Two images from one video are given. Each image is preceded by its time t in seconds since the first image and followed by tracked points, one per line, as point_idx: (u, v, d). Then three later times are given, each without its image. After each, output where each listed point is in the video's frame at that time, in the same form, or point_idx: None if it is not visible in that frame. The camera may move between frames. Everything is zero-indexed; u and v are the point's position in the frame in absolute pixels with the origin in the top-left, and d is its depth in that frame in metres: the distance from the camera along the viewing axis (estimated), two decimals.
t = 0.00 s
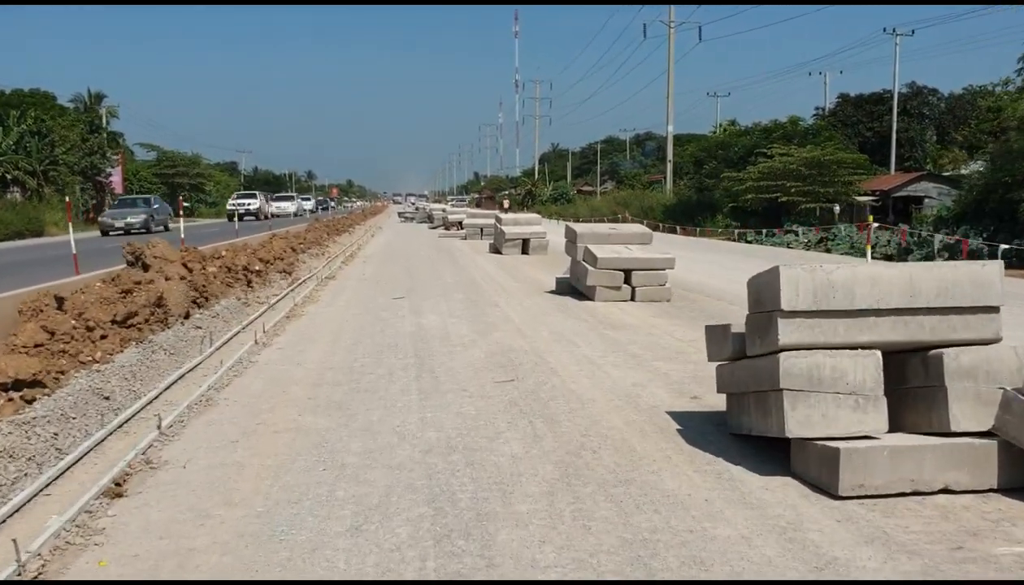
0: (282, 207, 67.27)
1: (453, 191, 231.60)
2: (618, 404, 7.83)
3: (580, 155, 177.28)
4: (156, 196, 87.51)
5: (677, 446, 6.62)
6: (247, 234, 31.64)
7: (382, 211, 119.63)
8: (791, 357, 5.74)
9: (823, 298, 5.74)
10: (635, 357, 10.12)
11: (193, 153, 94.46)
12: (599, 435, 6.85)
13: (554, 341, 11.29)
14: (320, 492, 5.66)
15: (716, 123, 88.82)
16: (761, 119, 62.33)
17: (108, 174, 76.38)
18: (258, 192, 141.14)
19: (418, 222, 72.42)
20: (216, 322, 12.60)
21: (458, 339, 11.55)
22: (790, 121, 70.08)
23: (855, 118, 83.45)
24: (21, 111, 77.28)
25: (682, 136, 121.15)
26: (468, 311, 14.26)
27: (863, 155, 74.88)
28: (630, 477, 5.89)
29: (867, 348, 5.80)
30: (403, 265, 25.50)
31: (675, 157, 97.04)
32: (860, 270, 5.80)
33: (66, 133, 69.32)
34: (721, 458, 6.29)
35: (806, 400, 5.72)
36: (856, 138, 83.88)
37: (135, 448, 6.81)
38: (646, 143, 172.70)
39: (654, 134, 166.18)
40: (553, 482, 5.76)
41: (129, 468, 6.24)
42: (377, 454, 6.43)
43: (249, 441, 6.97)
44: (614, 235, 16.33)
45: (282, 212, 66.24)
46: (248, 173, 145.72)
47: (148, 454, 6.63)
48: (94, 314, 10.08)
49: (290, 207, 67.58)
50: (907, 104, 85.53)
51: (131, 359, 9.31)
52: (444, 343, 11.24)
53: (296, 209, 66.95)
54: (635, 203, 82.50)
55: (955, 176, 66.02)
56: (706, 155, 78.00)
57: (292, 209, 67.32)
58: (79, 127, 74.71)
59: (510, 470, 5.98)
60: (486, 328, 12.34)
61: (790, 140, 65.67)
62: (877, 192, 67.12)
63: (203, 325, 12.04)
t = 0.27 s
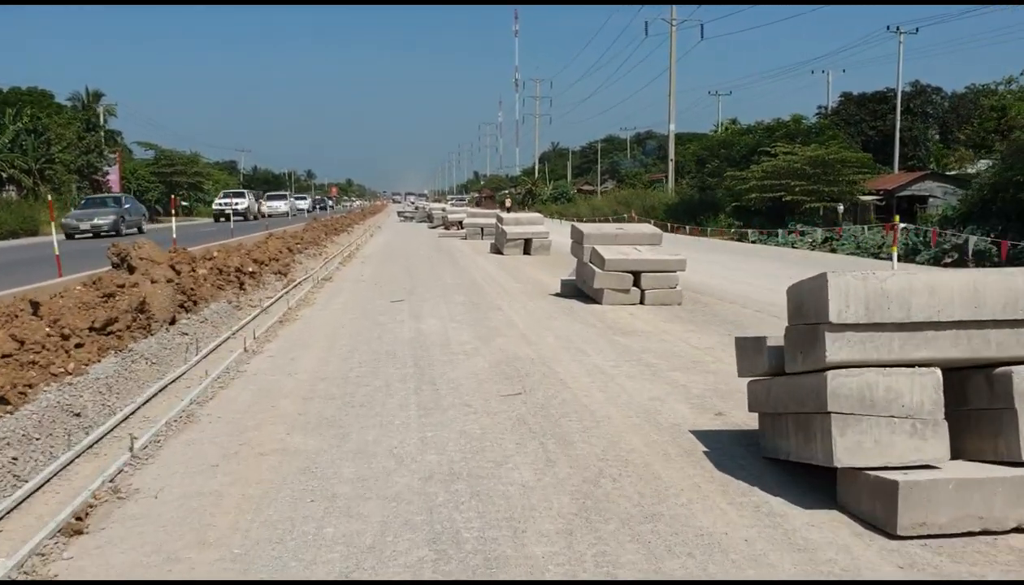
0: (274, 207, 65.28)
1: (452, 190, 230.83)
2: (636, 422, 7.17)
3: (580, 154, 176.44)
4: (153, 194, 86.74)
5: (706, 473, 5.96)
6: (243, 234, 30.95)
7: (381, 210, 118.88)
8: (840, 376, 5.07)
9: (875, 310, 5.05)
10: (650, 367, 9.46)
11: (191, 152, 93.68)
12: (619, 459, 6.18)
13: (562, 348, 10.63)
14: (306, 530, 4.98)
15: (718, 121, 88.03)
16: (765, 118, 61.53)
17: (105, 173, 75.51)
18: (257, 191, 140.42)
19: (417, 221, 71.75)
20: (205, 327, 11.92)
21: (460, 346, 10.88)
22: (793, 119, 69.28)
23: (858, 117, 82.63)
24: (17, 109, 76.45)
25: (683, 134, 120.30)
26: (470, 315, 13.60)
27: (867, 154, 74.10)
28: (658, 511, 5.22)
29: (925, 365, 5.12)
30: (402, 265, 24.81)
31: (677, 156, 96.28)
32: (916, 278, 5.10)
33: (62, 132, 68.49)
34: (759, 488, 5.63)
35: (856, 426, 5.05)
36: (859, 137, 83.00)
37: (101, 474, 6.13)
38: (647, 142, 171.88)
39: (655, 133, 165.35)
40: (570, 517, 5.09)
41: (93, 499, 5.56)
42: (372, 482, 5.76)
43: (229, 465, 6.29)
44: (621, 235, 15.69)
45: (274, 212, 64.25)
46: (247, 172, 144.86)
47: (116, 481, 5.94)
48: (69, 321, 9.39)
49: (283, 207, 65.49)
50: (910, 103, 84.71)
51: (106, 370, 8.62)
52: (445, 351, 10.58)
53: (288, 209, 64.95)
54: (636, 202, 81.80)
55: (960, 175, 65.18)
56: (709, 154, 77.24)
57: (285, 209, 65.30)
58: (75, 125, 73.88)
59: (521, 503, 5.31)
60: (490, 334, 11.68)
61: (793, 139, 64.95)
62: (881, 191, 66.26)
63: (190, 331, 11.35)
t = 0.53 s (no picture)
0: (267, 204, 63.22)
1: (453, 189, 230.10)
2: (661, 447, 6.51)
3: (581, 153, 175.62)
4: (153, 192, 86.06)
5: (745, 508, 5.29)
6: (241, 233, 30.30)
7: (381, 209, 118.20)
8: (908, 404, 4.40)
9: (949, 328, 4.39)
10: (670, 381, 8.80)
11: (191, 150, 92.98)
12: (646, 491, 5.52)
13: (575, 358, 9.97)
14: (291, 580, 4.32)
15: (721, 121, 87.26)
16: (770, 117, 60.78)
17: (103, 171, 74.65)
18: (257, 190, 139.82)
19: (419, 220, 71.09)
20: (194, 333, 11.22)
21: (465, 354, 10.22)
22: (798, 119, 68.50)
23: (862, 117, 81.68)
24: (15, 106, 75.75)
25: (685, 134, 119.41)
26: (474, 320, 12.92)
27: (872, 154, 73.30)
28: (697, 556, 4.56)
29: (1005, 391, 4.46)
30: (402, 267, 24.12)
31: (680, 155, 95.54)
32: (997, 291, 4.44)
33: (59, 129, 67.70)
34: (810, 528, 4.96)
35: (927, 461, 4.38)
36: (863, 138, 81.97)
37: (64, 506, 5.45)
38: (649, 142, 171.01)
39: (657, 133, 164.46)
40: (596, 565, 4.43)
41: (51, 538, 4.90)
42: (369, 518, 5.09)
43: (210, 495, 5.63)
44: (631, 238, 15.04)
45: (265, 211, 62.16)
46: (248, 170, 144.05)
47: (81, 515, 5.28)
48: (45, 328, 8.71)
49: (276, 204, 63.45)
50: (916, 103, 83.84)
51: (83, 380, 7.93)
52: (449, 359, 9.91)
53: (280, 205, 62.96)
54: (639, 202, 81.12)
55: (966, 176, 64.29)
56: (712, 153, 76.55)
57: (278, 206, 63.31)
58: (74, 122, 73.18)
59: (540, 546, 4.65)
60: (497, 341, 11.02)
61: (798, 139, 64.23)
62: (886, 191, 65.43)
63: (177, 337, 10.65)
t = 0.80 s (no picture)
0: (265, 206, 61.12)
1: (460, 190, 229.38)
2: (700, 477, 5.88)
3: (589, 154, 174.66)
4: (160, 193, 85.59)
5: (807, 553, 4.63)
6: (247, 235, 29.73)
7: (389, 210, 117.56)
8: (1011, 442, 3.75)
9: None
10: (702, 398, 8.16)
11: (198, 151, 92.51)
12: (691, 532, 4.88)
13: (597, 370, 9.33)
14: None
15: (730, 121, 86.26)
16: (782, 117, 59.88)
17: (110, 171, 74.14)
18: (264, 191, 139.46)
19: (427, 221, 70.48)
20: (192, 343, 10.60)
21: (480, 365, 9.60)
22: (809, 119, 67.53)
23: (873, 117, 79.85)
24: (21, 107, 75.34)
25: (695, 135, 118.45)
26: (488, 327, 12.30)
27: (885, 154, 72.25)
28: None
29: None
30: (411, 269, 23.51)
31: (689, 156, 94.61)
32: None
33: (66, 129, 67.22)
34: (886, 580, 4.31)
35: None
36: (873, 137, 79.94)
37: (33, 548, 4.83)
38: (658, 142, 169.88)
39: (666, 133, 163.36)
40: None
41: None
42: (375, 566, 4.46)
43: (198, 534, 5.01)
44: (649, 242, 14.40)
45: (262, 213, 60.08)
46: (255, 171, 143.56)
47: (50, 559, 4.66)
48: (29, 338, 8.09)
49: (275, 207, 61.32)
50: (929, 102, 82.64)
51: (66, 397, 7.30)
52: (463, 371, 9.28)
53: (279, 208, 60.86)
54: (648, 202, 80.35)
55: (981, 176, 63.33)
56: (723, 153, 75.71)
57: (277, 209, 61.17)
58: (80, 122, 72.72)
59: None
60: (512, 350, 10.40)
61: (810, 139, 63.34)
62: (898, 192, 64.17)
63: (173, 348, 10.03)
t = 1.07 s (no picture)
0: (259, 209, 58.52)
1: (467, 193, 228.93)
2: (747, 515, 5.24)
3: (596, 156, 173.87)
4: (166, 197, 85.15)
5: None
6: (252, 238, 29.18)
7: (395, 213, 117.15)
8: None
9: None
10: (738, 419, 7.50)
11: (204, 154, 92.20)
12: None
13: (620, 387, 8.69)
14: None
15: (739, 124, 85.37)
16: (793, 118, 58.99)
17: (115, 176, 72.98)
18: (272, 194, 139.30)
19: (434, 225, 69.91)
20: (188, 355, 9.98)
21: (494, 379, 8.97)
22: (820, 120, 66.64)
23: (883, 118, 78.42)
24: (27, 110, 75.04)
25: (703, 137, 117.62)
26: (500, 337, 11.68)
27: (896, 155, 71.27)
28: None
29: None
30: (417, 274, 22.86)
31: (698, 158, 93.87)
32: None
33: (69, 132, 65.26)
34: None
35: None
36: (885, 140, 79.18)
37: None
38: (666, 145, 168.97)
39: (673, 135, 162.45)
40: None
41: None
42: None
43: None
44: (669, 248, 13.77)
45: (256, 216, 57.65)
46: (261, 174, 143.01)
47: None
48: (9, 353, 7.47)
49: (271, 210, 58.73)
50: (941, 104, 81.51)
51: (46, 418, 6.68)
52: (476, 386, 8.66)
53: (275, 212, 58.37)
54: (657, 205, 79.71)
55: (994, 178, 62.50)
56: (732, 155, 74.97)
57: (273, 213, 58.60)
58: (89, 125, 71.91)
59: None
60: (528, 363, 9.76)
61: (820, 140, 62.56)
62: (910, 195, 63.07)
63: (168, 361, 9.41)
